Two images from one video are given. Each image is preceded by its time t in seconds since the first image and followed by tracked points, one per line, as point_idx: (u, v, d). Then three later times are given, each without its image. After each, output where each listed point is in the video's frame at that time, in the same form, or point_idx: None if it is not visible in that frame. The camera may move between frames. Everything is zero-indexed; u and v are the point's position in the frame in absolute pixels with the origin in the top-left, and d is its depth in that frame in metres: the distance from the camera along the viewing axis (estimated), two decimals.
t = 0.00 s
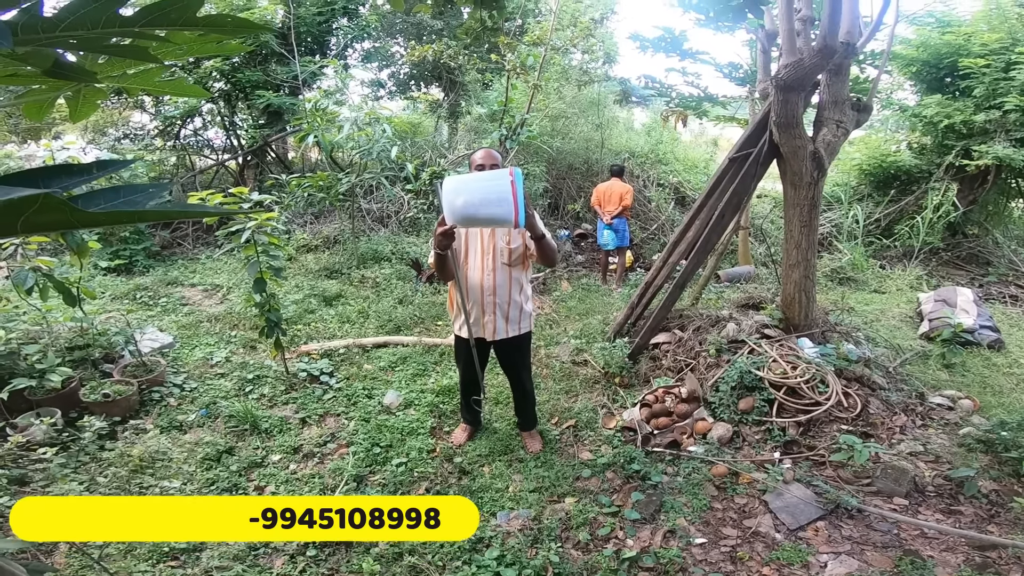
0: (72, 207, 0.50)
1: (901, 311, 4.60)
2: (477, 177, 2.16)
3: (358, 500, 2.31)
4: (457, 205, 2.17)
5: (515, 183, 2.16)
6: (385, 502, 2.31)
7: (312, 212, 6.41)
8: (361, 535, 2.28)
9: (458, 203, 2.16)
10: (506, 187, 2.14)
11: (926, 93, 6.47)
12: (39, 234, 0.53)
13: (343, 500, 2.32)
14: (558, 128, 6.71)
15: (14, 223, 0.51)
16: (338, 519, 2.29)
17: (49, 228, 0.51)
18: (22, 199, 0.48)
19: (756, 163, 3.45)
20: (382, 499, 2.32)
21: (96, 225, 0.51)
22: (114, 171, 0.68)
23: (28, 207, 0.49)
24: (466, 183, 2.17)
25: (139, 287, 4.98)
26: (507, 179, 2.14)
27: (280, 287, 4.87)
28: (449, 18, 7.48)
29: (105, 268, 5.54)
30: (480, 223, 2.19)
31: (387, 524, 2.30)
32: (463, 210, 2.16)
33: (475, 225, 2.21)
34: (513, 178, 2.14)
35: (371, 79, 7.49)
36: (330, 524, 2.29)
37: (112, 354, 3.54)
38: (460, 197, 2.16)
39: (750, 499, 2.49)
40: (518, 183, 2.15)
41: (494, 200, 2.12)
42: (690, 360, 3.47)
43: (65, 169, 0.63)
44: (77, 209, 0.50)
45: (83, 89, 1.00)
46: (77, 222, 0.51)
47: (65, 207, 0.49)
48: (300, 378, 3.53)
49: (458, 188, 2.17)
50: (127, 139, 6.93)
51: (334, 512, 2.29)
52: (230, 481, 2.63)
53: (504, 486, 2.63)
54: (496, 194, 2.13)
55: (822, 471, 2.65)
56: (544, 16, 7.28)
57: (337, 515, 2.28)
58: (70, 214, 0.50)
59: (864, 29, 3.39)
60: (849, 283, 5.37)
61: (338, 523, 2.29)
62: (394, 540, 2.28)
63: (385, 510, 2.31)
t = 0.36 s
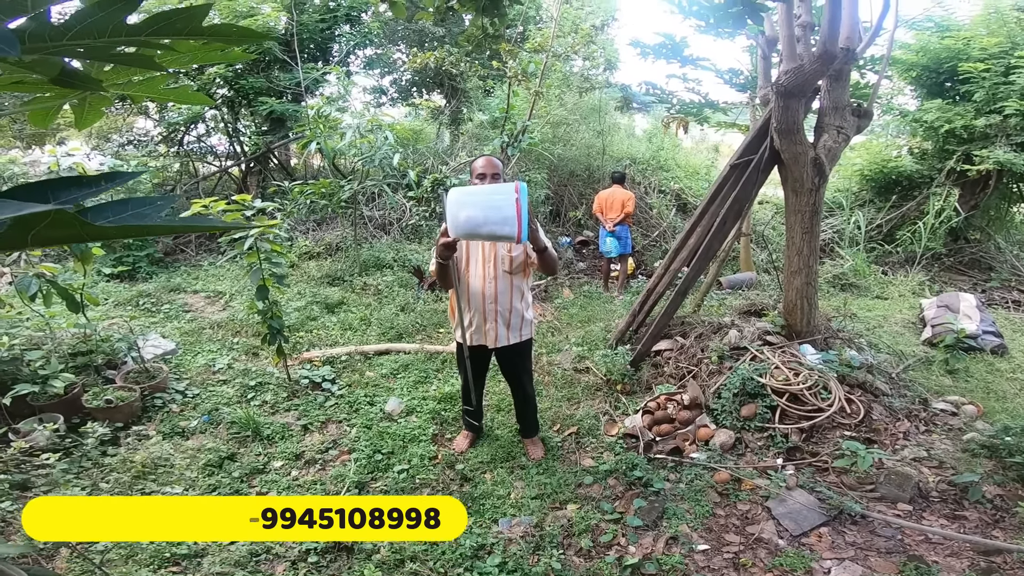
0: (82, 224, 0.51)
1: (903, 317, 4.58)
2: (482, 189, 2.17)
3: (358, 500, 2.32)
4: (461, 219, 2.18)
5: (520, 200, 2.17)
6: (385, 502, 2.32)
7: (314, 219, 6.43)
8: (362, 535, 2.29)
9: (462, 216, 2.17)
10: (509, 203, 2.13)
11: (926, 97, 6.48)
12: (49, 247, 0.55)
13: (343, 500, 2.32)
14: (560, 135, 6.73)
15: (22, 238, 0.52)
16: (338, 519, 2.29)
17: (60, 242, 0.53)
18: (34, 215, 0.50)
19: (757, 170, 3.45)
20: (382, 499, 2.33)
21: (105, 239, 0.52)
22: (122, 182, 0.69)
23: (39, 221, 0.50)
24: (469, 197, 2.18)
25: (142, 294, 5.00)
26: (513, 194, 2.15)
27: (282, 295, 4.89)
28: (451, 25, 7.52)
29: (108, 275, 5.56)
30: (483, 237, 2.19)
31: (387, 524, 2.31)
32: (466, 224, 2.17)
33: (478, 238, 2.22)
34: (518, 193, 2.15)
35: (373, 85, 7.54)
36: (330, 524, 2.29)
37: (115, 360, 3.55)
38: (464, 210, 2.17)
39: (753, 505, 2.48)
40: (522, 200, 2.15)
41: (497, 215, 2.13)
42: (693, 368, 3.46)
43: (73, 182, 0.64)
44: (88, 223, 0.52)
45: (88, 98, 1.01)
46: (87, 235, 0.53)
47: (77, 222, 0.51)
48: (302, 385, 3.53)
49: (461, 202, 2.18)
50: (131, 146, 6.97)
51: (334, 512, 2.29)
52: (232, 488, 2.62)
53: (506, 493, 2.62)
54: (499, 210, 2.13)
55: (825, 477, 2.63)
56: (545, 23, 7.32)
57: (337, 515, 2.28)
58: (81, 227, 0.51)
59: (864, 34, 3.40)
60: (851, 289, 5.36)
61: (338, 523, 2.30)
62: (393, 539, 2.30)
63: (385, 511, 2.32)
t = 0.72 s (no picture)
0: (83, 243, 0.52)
1: (906, 323, 4.57)
2: (482, 192, 2.18)
3: (358, 501, 2.38)
4: (461, 220, 2.18)
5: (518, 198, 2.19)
6: (385, 503, 2.38)
7: (315, 227, 6.45)
8: (362, 534, 2.34)
9: (462, 218, 2.18)
10: (509, 204, 2.15)
11: (925, 103, 6.51)
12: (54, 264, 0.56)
13: (344, 500, 2.39)
14: (560, 143, 6.76)
15: (27, 256, 0.54)
16: (338, 519, 2.36)
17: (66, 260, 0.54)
18: (38, 235, 0.51)
19: (757, 177, 3.46)
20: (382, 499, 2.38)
21: (107, 257, 0.54)
22: (125, 198, 0.69)
23: (44, 241, 0.52)
24: (470, 198, 2.19)
25: (144, 302, 5.01)
26: (511, 193, 2.17)
27: (284, 303, 4.90)
28: (452, 34, 7.57)
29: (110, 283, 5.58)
30: (483, 239, 2.20)
31: (387, 523, 2.37)
32: (467, 225, 2.18)
33: (478, 240, 2.22)
34: (518, 195, 2.17)
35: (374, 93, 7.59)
36: (330, 524, 2.35)
37: (116, 368, 3.55)
38: (464, 212, 2.17)
39: (755, 512, 2.46)
40: (521, 202, 2.17)
41: (497, 215, 2.14)
42: (694, 376, 3.45)
43: (76, 198, 0.64)
44: (90, 242, 0.53)
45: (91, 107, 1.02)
46: (89, 253, 0.54)
47: (78, 240, 0.52)
48: (303, 393, 3.53)
49: (462, 204, 2.18)
50: (134, 153, 7.02)
51: (334, 512, 2.36)
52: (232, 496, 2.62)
53: (506, 501, 2.61)
54: (499, 211, 2.15)
55: (828, 484, 2.62)
56: (545, 31, 7.38)
57: (337, 515, 2.35)
58: (83, 246, 0.52)
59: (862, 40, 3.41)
60: (853, 296, 5.36)
61: (338, 523, 2.36)
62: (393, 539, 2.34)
63: (385, 511, 2.37)
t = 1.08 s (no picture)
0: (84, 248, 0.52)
1: (907, 328, 4.57)
2: (480, 208, 2.18)
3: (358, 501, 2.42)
4: (457, 237, 2.18)
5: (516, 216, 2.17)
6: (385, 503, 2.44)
7: (316, 233, 6.46)
8: (361, 534, 2.37)
9: (459, 234, 2.18)
10: (505, 223, 2.14)
11: (925, 107, 6.52)
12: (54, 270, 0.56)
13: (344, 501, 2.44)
14: (561, 148, 6.78)
15: (26, 260, 0.54)
16: (338, 519, 2.39)
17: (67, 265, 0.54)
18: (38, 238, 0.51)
19: (757, 182, 3.47)
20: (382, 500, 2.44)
21: (108, 262, 0.54)
22: (125, 203, 0.70)
23: (43, 246, 0.52)
24: (466, 215, 2.18)
25: (145, 307, 5.02)
26: (508, 211, 2.15)
27: (284, 309, 4.90)
28: (453, 39, 7.61)
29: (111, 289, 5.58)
30: (479, 256, 2.20)
31: (387, 523, 2.41)
32: (463, 242, 2.18)
33: (474, 257, 2.23)
34: (515, 214, 2.16)
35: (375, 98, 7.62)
36: (330, 524, 2.39)
37: (116, 373, 3.55)
38: (461, 229, 2.18)
39: (758, 517, 2.45)
40: (518, 222, 2.16)
41: (493, 233, 2.14)
42: (695, 381, 3.44)
43: (77, 203, 0.65)
44: (90, 246, 0.52)
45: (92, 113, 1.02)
46: (87, 257, 0.53)
47: (79, 244, 0.52)
48: (303, 399, 3.52)
49: (459, 220, 2.18)
50: (136, 159, 7.05)
51: (334, 513, 2.41)
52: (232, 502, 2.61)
53: (507, 507, 2.60)
54: (495, 230, 2.14)
55: (831, 489, 2.60)
56: (545, 37, 7.42)
57: (337, 514, 2.40)
58: (84, 251, 0.52)
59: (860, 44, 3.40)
60: (854, 301, 5.34)
61: (337, 524, 2.39)
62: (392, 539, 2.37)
63: (385, 511, 2.42)
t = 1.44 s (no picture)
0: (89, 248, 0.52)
1: (909, 331, 4.56)
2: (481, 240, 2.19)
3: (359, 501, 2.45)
4: (455, 264, 2.21)
5: (516, 255, 2.18)
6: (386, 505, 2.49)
7: (317, 237, 6.47)
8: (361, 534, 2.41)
9: (457, 261, 2.20)
10: (504, 263, 2.15)
11: (924, 109, 6.52)
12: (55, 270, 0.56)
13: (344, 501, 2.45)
14: (561, 152, 6.79)
15: (29, 260, 0.53)
16: (338, 519, 2.41)
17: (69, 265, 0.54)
18: (41, 239, 0.51)
19: (758, 185, 3.47)
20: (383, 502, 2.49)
21: (112, 263, 0.54)
22: (128, 205, 0.69)
23: (46, 246, 0.52)
24: (467, 245, 2.20)
25: (146, 311, 5.02)
26: (509, 251, 2.16)
27: (285, 313, 4.90)
28: (453, 43, 7.63)
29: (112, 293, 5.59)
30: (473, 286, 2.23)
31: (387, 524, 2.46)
32: (459, 269, 2.21)
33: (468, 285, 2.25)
34: (514, 255, 2.16)
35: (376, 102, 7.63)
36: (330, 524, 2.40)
37: (117, 377, 3.55)
38: (460, 258, 2.20)
39: (761, 520, 2.44)
40: (518, 264, 2.17)
41: (490, 268, 2.15)
42: (697, 384, 3.43)
43: (80, 203, 0.65)
44: (93, 246, 0.52)
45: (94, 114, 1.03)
46: (90, 257, 0.53)
47: (82, 245, 0.52)
48: (304, 403, 3.52)
49: (459, 249, 2.21)
50: (137, 162, 7.06)
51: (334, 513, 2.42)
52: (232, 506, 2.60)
53: (510, 511, 2.59)
54: (492, 267, 2.16)
55: (834, 492, 2.59)
56: (545, 40, 7.44)
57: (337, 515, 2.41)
58: (87, 251, 0.52)
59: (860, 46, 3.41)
60: (856, 304, 5.32)
61: (338, 523, 2.40)
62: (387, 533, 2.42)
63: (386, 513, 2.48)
